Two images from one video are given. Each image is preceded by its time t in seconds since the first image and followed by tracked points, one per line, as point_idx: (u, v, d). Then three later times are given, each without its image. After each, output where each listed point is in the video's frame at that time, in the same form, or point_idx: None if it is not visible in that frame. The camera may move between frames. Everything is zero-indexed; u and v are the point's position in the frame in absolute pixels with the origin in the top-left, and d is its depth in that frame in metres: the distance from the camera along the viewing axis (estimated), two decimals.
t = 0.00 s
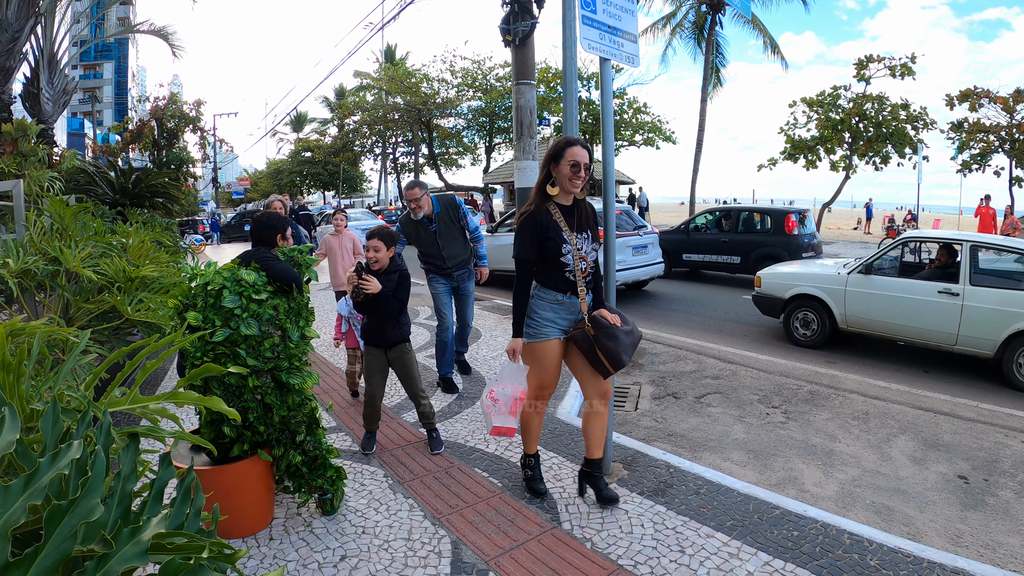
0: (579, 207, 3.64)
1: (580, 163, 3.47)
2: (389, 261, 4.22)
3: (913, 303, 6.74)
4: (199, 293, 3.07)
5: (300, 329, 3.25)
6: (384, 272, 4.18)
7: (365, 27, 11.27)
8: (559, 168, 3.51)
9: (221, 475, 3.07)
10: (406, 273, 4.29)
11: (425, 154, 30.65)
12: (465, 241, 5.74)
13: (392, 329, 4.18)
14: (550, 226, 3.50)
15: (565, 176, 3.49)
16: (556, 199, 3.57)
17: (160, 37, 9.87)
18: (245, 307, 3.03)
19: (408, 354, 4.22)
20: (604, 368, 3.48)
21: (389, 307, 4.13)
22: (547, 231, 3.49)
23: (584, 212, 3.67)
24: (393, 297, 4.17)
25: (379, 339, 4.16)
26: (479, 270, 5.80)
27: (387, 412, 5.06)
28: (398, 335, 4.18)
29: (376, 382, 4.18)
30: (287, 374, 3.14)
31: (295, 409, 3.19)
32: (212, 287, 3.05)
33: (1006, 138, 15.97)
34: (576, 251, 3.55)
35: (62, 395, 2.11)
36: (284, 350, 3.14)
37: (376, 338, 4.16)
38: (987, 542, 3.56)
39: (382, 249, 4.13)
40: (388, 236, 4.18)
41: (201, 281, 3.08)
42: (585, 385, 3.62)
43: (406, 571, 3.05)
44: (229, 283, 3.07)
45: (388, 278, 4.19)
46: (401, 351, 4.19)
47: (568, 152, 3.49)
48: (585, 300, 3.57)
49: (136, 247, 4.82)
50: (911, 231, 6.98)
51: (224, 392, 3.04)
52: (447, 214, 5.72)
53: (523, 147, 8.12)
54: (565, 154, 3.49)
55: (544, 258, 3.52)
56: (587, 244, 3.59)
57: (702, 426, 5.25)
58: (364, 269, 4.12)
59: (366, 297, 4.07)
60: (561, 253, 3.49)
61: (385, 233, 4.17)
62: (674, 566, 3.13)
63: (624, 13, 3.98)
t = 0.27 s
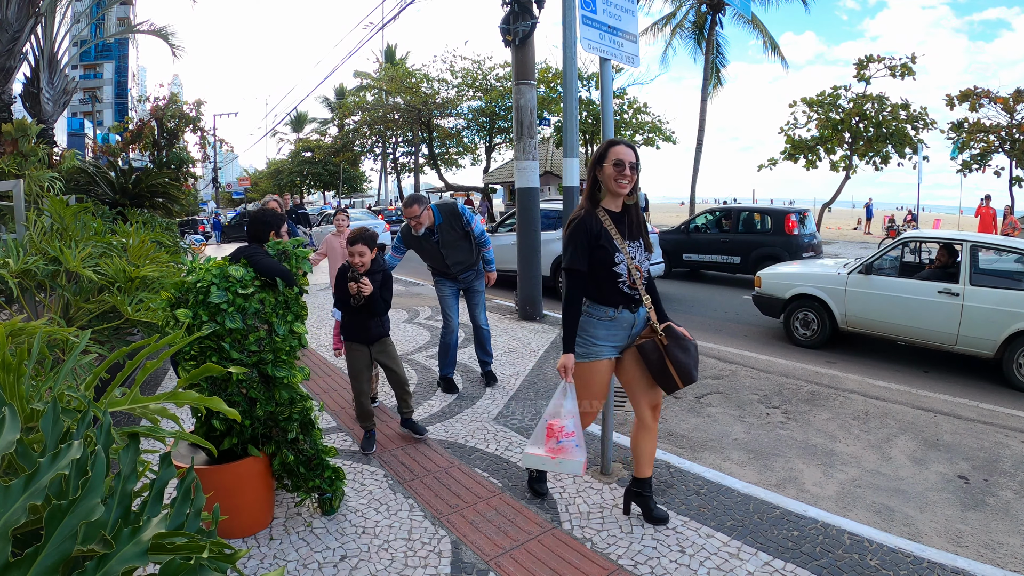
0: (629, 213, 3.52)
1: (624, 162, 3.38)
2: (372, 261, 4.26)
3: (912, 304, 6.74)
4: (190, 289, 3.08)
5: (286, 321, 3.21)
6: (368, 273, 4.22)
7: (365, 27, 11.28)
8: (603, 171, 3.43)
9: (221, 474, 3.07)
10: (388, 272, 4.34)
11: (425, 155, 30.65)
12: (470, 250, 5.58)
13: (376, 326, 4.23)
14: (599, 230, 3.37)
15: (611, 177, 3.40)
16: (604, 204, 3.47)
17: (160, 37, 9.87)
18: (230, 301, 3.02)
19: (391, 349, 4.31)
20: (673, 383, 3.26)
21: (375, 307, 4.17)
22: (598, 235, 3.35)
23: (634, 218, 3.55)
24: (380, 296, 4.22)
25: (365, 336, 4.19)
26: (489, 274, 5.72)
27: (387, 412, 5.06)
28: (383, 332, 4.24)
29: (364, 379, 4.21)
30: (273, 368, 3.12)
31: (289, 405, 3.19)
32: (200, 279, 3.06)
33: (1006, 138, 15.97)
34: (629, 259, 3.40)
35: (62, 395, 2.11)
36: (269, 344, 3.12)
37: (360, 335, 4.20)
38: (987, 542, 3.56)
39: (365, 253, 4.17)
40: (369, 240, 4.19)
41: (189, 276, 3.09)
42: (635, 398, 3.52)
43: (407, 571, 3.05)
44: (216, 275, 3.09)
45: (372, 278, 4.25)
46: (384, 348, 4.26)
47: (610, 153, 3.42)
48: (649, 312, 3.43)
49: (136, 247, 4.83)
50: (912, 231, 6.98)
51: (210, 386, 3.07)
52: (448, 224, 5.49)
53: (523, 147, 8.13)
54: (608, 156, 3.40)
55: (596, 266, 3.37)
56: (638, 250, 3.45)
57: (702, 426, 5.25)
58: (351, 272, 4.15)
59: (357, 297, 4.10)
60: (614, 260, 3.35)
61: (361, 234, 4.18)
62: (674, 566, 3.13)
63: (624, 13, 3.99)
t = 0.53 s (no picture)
0: (679, 205, 3.37)
1: (671, 152, 3.22)
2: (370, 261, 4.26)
3: (913, 304, 6.74)
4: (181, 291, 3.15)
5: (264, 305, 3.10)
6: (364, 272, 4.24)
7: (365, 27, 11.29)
8: (650, 162, 3.29)
9: (222, 474, 3.06)
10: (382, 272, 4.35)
11: (426, 154, 30.66)
12: (481, 255, 5.46)
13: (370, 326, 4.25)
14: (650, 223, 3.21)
15: (660, 167, 3.24)
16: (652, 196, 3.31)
17: (161, 37, 9.87)
18: (209, 293, 3.05)
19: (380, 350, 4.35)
20: (705, 389, 3.25)
21: (369, 305, 4.21)
22: (649, 228, 3.19)
23: (683, 210, 3.40)
24: (375, 296, 4.26)
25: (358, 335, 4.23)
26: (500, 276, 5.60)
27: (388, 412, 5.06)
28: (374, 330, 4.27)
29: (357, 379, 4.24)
30: (254, 355, 3.06)
31: (282, 402, 3.15)
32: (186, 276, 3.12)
33: (1006, 138, 15.97)
34: (681, 254, 3.25)
35: (62, 395, 2.11)
36: (245, 333, 3.04)
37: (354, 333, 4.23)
38: (987, 542, 3.56)
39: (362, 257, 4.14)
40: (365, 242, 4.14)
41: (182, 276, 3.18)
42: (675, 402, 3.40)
43: (407, 570, 3.05)
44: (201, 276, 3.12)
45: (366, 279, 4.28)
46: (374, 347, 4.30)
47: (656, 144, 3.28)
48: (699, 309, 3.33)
49: (136, 248, 4.83)
50: (912, 231, 6.98)
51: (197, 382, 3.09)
52: (456, 229, 5.34)
53: (524, 147, 8.12)
54: (656, 144, 3.24)
55: (647, 261, 3.22)
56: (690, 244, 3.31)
57: (703, 426, 5.25)
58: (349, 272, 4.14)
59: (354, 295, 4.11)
60: (666, 255, 3.19)
61: (359, 237, 4.14)
62: (675, 566, 3.13)
63: (624, 13, 3.99)
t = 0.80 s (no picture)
0: (736, 214, 3.13)
1: (723, 159, 3.02)
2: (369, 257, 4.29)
3: (913, 304, 6.74)
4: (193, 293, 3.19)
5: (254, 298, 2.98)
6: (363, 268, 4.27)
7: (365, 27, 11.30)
8: (700, 173, 3.06)
9: (223, 474, 3.06)
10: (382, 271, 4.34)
11: (426, 154, 30.67)
12: (493, 261, 5.29)
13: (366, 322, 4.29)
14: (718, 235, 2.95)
15: (714, 175, 3.03)
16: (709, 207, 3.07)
17: (161, 37, 9.87)
18: (215, 290, 3.03)
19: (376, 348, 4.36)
20: (776, 402, 3.01)
21: (367, 302, 4.25)
22: (719, 241, 2.93)
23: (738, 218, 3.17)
24: (373, 293, 4.29)
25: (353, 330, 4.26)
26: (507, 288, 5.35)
27: (389, 413, 5.06)
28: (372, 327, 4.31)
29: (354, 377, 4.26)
30: (261, 352, 3.05)
31: (291, 401, 3.13)
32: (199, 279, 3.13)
33: (1006, 138, 15.97)
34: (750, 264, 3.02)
35: (62, 395, 2.11)
36: (242, 330, 2.98)
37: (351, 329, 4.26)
38: (987, 542, 3.55)
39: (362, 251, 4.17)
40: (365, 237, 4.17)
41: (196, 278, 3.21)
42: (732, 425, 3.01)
43: (407, 570, 3.05)
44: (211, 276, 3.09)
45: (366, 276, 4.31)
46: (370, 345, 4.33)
47: (704, 153, 3.06)
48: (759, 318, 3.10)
49: (136, 247, 4.83)
50: (912, 231, 6.98)
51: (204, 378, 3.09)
52: (470, 231, 5.22)
53: (524, 147, 8.12)
54: (710, 151, 3.03)
55: (718, 275, 2.95)
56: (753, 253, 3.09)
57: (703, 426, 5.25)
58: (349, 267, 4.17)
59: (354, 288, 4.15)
60: (739, 265, 2.94)
61: (362, 233, 4.20)
62: (675, 566, 3.13)
63: (624, 13, 3.98)
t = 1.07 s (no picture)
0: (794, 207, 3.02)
1: (793, 151, 2.86)
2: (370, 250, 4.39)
3: (913, 304, 6.74)
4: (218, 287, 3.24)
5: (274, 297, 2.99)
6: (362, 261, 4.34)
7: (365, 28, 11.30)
8: (769, 166, 2.87)
9: (223, 474, 3.07)
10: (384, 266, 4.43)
11: (426, 154, 30.66)
12: (485, 268, 5.23)
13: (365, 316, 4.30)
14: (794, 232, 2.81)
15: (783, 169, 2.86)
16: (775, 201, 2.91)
17: (161, 37, 9.86)
18: (240, 285, 3.05)
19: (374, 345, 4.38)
20: (851, 399, 3.02)
21: (366, 294, 4.27)
22: (796, 239, 2.80)
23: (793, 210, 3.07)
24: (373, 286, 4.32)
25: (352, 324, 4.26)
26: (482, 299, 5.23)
27: (389, 413, 5.06)
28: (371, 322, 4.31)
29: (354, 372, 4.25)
30: (267, 351, 3.01)
31: (293, 402, 3.10)
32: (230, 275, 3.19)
33: (1006, 138, 15.97)
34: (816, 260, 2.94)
35: (62, 395, 2.11)
36: (256, 326, 2.99)
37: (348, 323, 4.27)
38: (987, 542, 3.55)
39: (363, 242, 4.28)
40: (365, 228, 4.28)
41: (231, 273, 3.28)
42: (799, 419, 3.06)
43: (407, 570, 3.05)
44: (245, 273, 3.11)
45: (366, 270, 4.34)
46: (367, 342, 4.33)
47: (772, 144, 2.87)
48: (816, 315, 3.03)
49: (136, 247, 4.83)
50: (912, 231, 6.97)
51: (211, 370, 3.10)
52: (478, 229, 5.19)
53: (524, 147, 8.11)
54: (778, 142, 2.85)
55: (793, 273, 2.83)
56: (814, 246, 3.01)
57: (703, 426, 5.25)
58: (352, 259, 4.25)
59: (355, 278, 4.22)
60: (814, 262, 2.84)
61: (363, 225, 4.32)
62: (675, 566, 3.13)
63: (624, 13, 3.98)
